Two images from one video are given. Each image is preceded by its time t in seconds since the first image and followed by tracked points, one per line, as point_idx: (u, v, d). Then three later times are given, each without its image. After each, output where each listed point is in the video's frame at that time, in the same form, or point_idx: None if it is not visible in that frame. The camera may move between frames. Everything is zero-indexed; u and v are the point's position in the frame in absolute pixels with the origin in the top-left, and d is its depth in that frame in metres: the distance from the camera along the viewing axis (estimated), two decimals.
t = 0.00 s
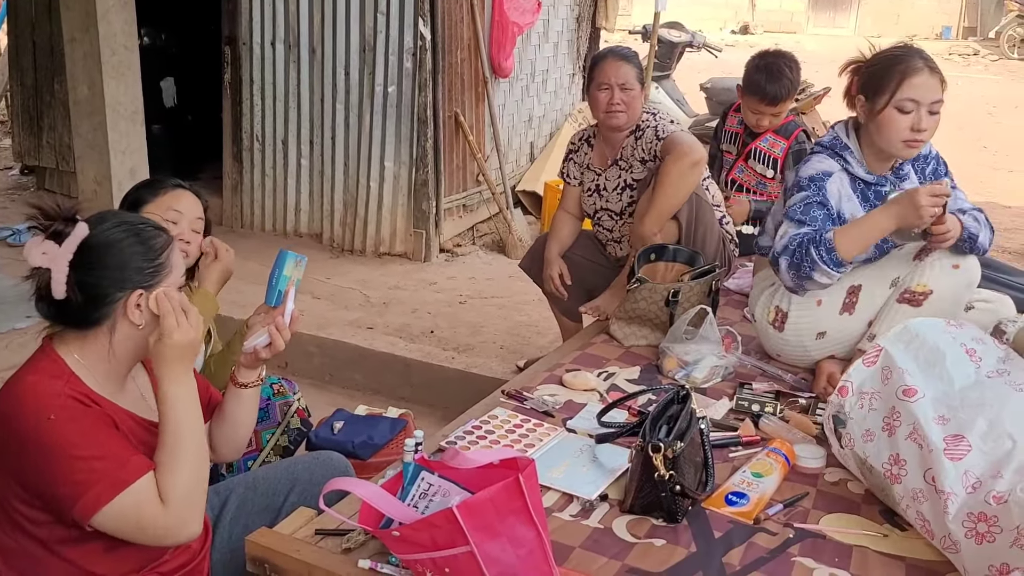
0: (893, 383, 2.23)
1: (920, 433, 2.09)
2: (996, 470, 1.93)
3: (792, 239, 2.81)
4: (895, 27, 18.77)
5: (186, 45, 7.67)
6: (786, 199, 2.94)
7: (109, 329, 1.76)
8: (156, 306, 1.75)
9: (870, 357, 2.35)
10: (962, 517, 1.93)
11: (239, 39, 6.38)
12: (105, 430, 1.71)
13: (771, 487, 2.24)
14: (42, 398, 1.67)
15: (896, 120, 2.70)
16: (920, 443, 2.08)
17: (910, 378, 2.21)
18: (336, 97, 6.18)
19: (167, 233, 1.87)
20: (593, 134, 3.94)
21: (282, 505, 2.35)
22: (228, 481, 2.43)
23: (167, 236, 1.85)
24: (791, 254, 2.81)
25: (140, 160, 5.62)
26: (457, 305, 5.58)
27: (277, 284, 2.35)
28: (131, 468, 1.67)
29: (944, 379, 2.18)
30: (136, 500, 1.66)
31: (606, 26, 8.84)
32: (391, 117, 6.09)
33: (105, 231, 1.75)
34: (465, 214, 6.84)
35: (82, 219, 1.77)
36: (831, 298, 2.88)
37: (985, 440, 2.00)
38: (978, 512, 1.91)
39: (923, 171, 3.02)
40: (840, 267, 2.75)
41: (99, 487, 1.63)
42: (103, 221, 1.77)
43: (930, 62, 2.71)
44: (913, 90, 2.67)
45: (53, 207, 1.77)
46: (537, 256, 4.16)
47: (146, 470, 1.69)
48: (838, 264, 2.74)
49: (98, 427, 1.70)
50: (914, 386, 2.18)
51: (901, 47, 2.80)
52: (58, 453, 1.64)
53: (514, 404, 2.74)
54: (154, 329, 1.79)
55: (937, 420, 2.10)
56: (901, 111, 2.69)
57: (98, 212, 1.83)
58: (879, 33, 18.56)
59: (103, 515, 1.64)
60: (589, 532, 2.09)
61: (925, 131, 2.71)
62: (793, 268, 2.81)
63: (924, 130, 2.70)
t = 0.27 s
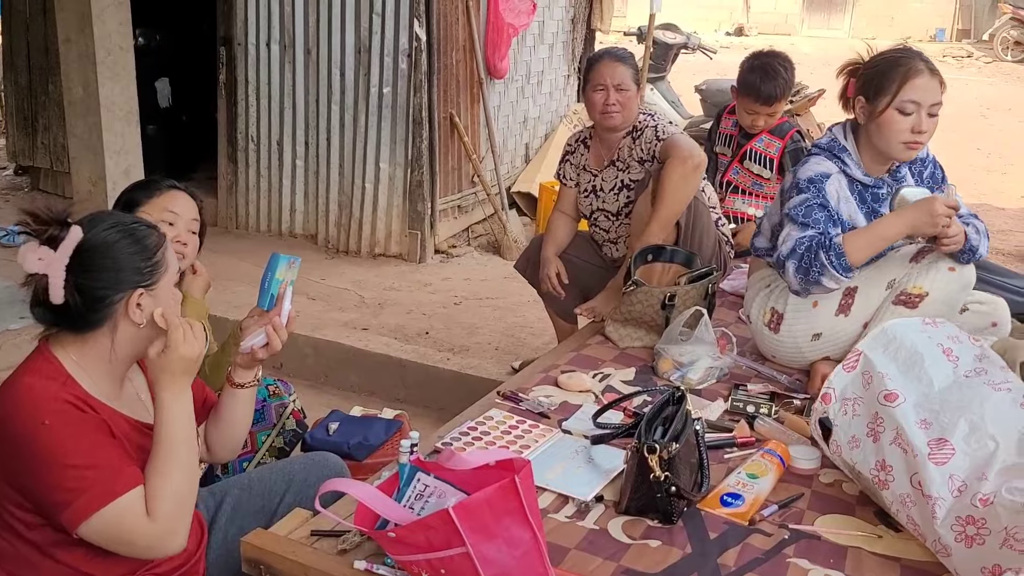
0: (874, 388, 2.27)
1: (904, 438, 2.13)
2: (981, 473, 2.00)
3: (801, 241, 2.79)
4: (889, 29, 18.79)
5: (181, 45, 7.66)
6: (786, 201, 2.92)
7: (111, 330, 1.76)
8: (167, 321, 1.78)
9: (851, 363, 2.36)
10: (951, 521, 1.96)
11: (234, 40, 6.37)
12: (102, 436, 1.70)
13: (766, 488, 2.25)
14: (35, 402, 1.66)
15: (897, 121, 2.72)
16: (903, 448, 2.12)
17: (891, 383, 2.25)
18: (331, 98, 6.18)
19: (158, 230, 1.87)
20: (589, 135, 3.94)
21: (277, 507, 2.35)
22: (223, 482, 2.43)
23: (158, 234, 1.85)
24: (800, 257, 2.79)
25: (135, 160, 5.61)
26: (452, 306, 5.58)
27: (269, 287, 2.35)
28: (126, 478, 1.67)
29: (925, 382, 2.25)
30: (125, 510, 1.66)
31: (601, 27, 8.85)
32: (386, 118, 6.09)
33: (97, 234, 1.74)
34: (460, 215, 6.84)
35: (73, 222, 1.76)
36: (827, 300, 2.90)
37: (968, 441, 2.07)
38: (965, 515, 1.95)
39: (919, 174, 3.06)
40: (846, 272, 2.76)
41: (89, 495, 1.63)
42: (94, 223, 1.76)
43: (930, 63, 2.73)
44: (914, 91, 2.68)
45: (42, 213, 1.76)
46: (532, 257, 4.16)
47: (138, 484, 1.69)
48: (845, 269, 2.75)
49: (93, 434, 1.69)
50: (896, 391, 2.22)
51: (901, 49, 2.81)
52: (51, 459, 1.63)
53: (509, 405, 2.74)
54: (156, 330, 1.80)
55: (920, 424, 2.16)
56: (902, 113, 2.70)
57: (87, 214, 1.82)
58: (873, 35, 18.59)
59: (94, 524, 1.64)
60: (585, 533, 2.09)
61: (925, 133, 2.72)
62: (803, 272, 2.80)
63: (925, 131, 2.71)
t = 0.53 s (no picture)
0: (836, 403, 2.19)
1: (873, 454, 2.07)
2: (952, 478, 1.98)
3: (806, 248, 2.78)
4: (886, 31, 18.81)
5: (177, 46, 7.65)
6: (784, 209, 2.90)
7: (108, 334, 1.76)
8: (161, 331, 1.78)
9: (810, 381, 2.26)
10: (930, 532, 1.94)
11: (231, 41, 6.37)
12: (95, 441, 1.70)
13: (761, 491, 2.25)
14: (29, 403, 1.66)
15: (895, 126, 2.72)
16: (874, 465, 2.07)
17: (853, 395, 2.18)
18: (327, 99, 6.17)
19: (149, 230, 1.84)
20: (587, 136, 3.94)
21: (272, 509, 2.34)
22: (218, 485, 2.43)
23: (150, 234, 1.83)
24: (806, 267, 2.78)
25: (130, 161, 5.59)
26: (448, 308, 5.57)
27: (262, 290, 2.34)
28: (115, 484, 1.67)
29: (884, 388, 2.19)
30: (115, 516, 1.66)
31: (598, 29, 8.85)
32: (383, 119, 6.09)
33: (89, 241, 1.72)
34: (456, 217, 6.84)
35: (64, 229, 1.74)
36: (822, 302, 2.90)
37: (934, 447, 2.03)
38: (943, 525, 1.93)
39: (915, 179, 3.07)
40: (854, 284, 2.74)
41: (79, 500, 1.63)
42: (84, 230, 1.74)
43: (930, 68, 2.73)
44: (913, 96, 2.69)
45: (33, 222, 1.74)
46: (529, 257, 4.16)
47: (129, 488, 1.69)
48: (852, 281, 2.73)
49: (86, 438, 1.68)
50: (858, 404, 2.16)
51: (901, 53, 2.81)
52: (43, 462, 1.63)
53: (505, 407, 2.74)
54: (150, 333, 1.80)
55: (885, 434, 2.11)
56: (901, 117, 2.71)
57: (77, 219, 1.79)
58: (869, 38, 18.62)
59: (84, 528, 1.63)
60: (580, 536, 2.09)
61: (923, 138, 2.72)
62: (810, 284, 2.78)
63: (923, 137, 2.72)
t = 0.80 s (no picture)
0: (832, 408, 2.19)
1: (870, 458, 2.08)
2: (950, 480, 1.97)
3: (802, 254, 2.79)
4: (884, 33, 18.80)
5: (175, 47, 7.65)
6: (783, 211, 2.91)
7: (103, 336, 1.76)
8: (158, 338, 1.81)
9: (807, 387, 2.23)
10: (927, 533, 1.95)
11: (229, 41, 6.36)
12: (91, 445, 1.69)
13: (760, 492, 2.25)
14: (26, 406, 1.65)
15: (896, 128, 2.72)
16: (871, 469, 2.07)
17: (850, 400, 2.17)
18: (326, 99, 6.17)
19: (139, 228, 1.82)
20: (585, 137, 3.94)
21: (269, 509, 2.34)
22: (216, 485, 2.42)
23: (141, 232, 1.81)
24: (802, 272, 2.78)
25: (128, 162, 5.59)
26: (446, 309, 5.57)
27: (258, 291, 2.35)
28: (109, 492, 1.66)
29: (881, 392, 2.17)
30: (110, 522, 1.65)
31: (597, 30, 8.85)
32: (381, 120, 6.08)
33: (79, 244, 1.70)
34: (455, 217, 6.83)
35: (54, 232, 1.72)
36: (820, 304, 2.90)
37: (931, 448, 2.02)
38: (940, 527, 1.94)
39: (915, 181, 3.07)
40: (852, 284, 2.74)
41: (73, 506, 1.62)
42: (73, 232, 1.71)
43: (933, 71, 2.72)
44: (915, 99, 2.68)
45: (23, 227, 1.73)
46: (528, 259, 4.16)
47: (125, 495, 1.68)
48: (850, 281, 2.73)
49: (82, 442, 1.68)
50: (855, 408, 2.15)
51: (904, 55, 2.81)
52: (39, 467, 1.62)
53: (503, 408, 2.73)
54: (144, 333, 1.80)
55: (882, 437, 2.10)
56: (903, 120, 2.71)
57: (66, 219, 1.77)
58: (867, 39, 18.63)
59: (78, 534, 1.63)
60: (578, 537, 2.08)
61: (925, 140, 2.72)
62: (808, 287, 2.78)
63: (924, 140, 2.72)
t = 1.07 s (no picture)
0: (836, 406, 2.18)
1: (872, 456, 2.08)
2: (952, 480, 1.96)
3: (795, 248, 2.77)
4: (883, 34, 18.79)
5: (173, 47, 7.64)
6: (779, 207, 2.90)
7: (94, 338, 1.75)
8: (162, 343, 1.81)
9: (811, 386, 2.24)
10: (928, 533, 1.95)
11: (227, 41, 6.36)
12: (88, 447, 1.69)
13: (759, 492, 2.24)
14: (23, 407, 1.65)
15: (895, 130, 2.72)
16: (873, 467, 2.07)
17: (854, 399, 2.17)
18: (324, 99, 6.16)
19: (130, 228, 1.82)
20: (583, 138, 3.94)
21: (267, 509, 2.33)
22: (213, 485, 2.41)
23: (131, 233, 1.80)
24: (794, 266, 2.77)
25: (126, 161, 5.58)
26: (445, 309, 5.56)
27: (254, 291, 2.36)
28: (106, 493, 1.65)
29: (886, 392, 2.16)
30: (107, 524, 1.64)
31: (595, 30, 8.85)
32: (379, 120, 6.08)
33: (67, 244, 1.70)
34: (453, 218, 6.83)
35: (42, 234, 1.71)
36: (819, 304, 2.89)
37: (934, 448, 2.01)
38: (941, 526, 1.93)
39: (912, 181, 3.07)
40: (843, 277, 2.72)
41: (70, 509, 1.62)
42: (62, 233, 1.71)
43: (934, 72, 2.72)
44: (915, 100, 2.68)
45: (10, 230, 1.73)
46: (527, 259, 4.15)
47: (122, 497, 1.67)
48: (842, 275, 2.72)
49: (79, 444, 1.67)
50: (859, 408, 2.14)
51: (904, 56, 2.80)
52: (35, 469, 1.62)
53: (501, 409, 2.73)
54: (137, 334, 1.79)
55: (885, 436, 2.09)
56: (902, 121, 2.71)
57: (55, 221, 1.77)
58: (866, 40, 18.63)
59: (74, 537, 1.62)
60: (577, 537, 2.08)
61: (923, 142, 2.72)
62: (799, 281, 2.77)
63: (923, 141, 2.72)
